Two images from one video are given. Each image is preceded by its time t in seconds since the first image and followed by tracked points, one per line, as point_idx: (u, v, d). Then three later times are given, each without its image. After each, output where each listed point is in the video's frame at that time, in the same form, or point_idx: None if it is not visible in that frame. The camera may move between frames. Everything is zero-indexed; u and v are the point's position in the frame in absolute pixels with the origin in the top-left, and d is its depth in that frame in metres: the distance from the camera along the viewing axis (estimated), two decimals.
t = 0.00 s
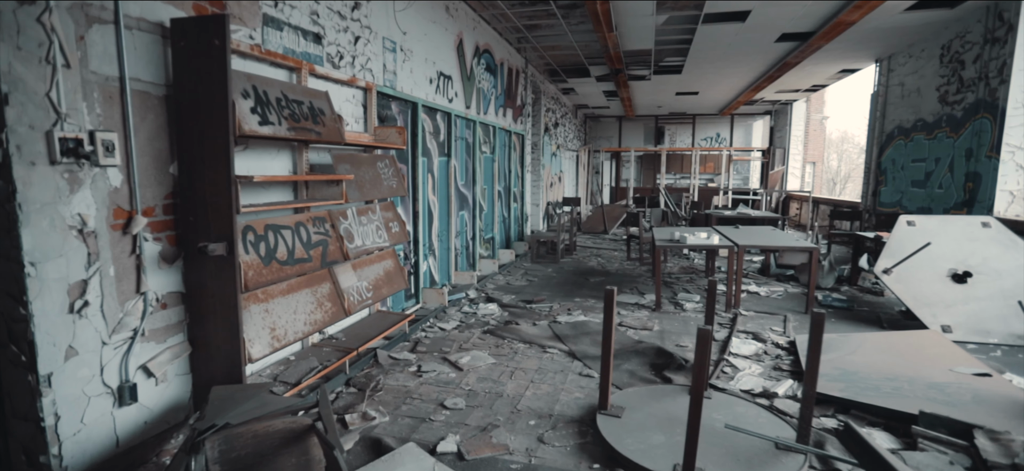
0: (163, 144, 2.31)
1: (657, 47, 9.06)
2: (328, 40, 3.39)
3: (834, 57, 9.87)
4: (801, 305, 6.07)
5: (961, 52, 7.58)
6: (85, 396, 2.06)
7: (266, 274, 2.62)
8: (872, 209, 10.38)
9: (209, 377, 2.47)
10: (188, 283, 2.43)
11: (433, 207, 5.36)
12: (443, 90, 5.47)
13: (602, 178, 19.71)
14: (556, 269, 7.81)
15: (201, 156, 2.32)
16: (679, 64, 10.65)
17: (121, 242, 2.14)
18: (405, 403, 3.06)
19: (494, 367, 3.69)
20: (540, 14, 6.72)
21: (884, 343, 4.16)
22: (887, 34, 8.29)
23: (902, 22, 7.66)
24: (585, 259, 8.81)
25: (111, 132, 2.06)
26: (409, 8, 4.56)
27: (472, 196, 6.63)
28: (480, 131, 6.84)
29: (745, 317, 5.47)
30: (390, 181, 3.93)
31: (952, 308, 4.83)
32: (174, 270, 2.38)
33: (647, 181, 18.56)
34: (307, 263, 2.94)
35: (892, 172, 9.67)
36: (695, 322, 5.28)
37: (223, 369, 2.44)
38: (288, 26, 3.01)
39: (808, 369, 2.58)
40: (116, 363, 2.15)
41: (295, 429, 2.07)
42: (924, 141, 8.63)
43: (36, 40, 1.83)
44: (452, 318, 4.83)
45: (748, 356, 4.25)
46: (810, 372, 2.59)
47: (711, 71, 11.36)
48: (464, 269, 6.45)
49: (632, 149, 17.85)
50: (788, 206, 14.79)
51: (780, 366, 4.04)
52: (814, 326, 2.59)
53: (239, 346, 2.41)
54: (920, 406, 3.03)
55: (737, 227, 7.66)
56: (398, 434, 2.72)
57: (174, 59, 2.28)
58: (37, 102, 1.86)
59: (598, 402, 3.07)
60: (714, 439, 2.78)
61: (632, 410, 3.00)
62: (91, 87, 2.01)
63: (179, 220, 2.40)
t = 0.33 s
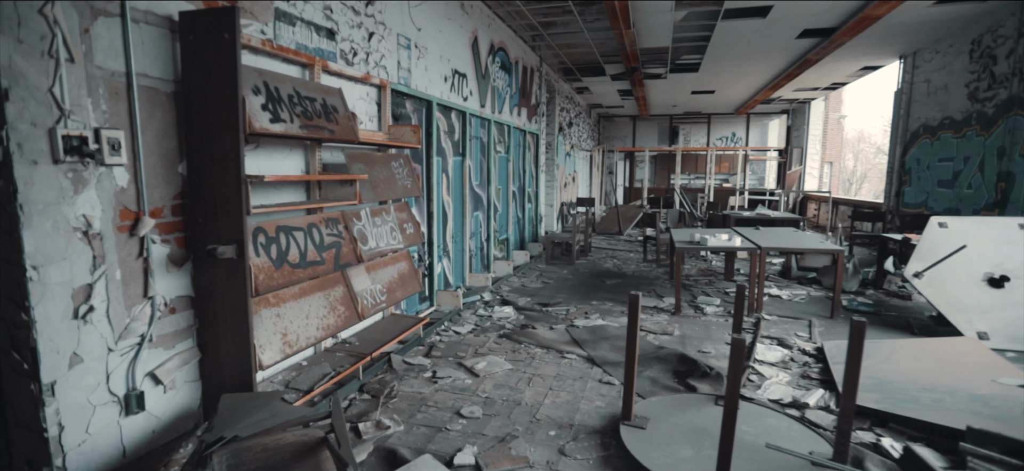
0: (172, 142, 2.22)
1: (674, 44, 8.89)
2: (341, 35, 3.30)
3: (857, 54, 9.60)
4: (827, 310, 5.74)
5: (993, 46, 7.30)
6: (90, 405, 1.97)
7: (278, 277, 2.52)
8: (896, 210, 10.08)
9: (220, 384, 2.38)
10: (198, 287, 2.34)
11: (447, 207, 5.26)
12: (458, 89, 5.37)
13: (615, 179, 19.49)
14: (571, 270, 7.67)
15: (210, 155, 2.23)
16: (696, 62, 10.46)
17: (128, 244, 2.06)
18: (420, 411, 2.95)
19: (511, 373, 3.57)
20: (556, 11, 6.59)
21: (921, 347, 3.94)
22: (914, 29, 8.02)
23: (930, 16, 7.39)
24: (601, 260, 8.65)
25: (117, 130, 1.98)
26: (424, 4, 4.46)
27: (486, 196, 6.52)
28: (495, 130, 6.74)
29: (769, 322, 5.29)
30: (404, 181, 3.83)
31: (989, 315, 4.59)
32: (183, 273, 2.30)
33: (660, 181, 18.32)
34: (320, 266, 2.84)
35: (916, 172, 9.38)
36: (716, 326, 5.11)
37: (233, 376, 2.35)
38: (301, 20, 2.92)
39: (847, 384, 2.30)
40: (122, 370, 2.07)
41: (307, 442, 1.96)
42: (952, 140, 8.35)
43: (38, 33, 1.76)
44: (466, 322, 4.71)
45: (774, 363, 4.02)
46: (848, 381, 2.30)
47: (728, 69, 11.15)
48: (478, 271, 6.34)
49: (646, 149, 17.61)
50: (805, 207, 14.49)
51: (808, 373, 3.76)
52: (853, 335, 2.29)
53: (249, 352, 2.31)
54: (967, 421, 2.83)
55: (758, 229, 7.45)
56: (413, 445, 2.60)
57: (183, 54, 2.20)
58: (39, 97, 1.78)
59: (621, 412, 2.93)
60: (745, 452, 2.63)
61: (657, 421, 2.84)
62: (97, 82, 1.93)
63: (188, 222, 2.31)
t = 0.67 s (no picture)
0: (187, 141, 2.14)
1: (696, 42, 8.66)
2: (360, 31, 3.20)
3: (888, 51, 9.27)
4: (861, 318, 5.49)
5: None
6: (102, 413, 1.90)
7: (295, 282, 2.43)
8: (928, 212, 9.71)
9: (235, 391, 2.30)
10: (213, 290, 2.26)
11: (466, 207, 5.16)
12: (477, 87, 5.26)
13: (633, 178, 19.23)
14: (591, 272, 7.52)
15: (226, 154, 2.15)
16: (718, 60, 10.20)
17: (141, 246, 1.99)
18: (441, 421, 2.84)
19: (534, 380, 3.44)
20: (575, 7, 6.45)
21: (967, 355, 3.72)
22: (949, 25, 7.69)
23: (969, 10, 7.06)
24: (620, 262, 8.47)
25: (130, 128, 1.90)
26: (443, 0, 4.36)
27: (505, 196, 6.41)
28: (514, 129, 6.62)
29: (799, 328, 5.08)
30: (423, 181, 3.73)
31: None
32: (197, 276, 2.22)
33: (679, 180, 18.03)
34: (338, 269, 2.75)
35: (950, 173, 9.02)
36: (744, 333, 4.93)
37: (249, 383, 2.27)
38: (318, 16, 2.82)
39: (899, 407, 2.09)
40: (135, 377, 1.99)
41: (326, 458, 1.85)
42: (989, 140, 7.99)
43: (48, 27, 1.68)
44: (486, 325, 4.60)
45: (808, 372, 3.84)
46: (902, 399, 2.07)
47: (752, 67, 10.86)
48: (497, 273, 6.23)
49: (665, 148, 17.33)
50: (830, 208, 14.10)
51: (846, 386, 3.56)
52: (906, 352, 2.04)
53: (265, 359, 2.23)
54: None
55: (785, 231, 7.20)
56: (434, 457, 2.50)
57: (198, 50, 2.12)
58: (50, 94, 1.71)
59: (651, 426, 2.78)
60: None
61: (690, 436, 2.70)
62: (109, 79, 1.86)
63: (203, 223, 2.24)
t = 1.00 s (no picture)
0: (210, 140, 2.08)
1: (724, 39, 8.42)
2: (384, 27, 3.12)
3: (926, 47, 8.89)
4: (903, 327, 5.22)
5: None
6: (121, 421, 1.84)
7: (318, 286, 2.35)
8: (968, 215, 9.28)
9: (256, 398, 2.22)
10: (234, 294, 2.19)
11: (489, 208, 5.05)
12: (501, 85, 5.16)
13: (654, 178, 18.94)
14: (615, 275, 7.35)
15: (248, 154, 2.07)
16: (746, 57, 9.92)
17: (161, 249, 1.92)
18: (467, 430, 2.74)
19: (562, 388, 3.32)
20: (600, 4, 6.29)
21: None
22: (994, 18, 7.32)
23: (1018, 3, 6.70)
24: (645, 264, 8.28)
25: (151, 127, 1.84)
26: None
27: (528, 197, 6.29)
28: (537, 128, 6.49)
29: (837, 337, 4.84)
30: (448, 181, 3.63)
31: None
32: (218, 280, 2.15)
33: (702, 181, 17.68)
34: (362, 272, 2.66)
35: (992, 174, 8.61)
36: (779, 340, 4.72)
37: (270, 391, 2.19)
38: (342, 11, 2.74)
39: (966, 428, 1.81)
40: (155, 384, 1.93)
41: None
42: None
43: (68, 22, 1.62)
44: (510, 329, 4.49)
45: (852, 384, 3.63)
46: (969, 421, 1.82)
47: (780, 65, 10.54)
48: (520, 275, 6.12)
49: (688, 147, 17.00)
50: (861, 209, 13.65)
51: (894, 399, 3.35)
52: (975, 373, 1.80)
53: (287, 366, 2.15)
54: None
55: (819, 234, 6.92)
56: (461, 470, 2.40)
57: (221, 45, 2.05)
58: (69, 92, 1.64)
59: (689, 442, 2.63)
60: None
61: (731, 452, 2.54)
62: (130, 76, 1.79)
63: (225, 225, 2.16)
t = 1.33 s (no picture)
0: (237, 139, 2.01)
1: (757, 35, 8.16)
2: (413, 24, 3.04)
3: (973, 40, 8.47)
4: (955, 335, 4.91)
5: None
6: (147, 429, 1.78)
7: (347, 290, 2.27)
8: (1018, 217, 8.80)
9: (282, 405, 2.15)
10: (261, 298, 2.12)
11: (517, 209, 4.95)
12: (529, 83, 5.05)
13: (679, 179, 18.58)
14: (643, 278, 7.16)
15: (276, 153, 2.00)
16: (778, 54, 9.60)
17: (188, 251, 1.87)
18: (498, 441, 2.63)
19: (595, 396, 3.18)
20: (630, 0, 6.13)
21: None
22: None
23: None
24: (674, 267, 8.06)
25: (178, 125, 1.79)
26: None
27: (555, 197, 6.17)
28: (565, 128, 6.36)
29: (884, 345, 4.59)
30: (478, 182, 3.54)
31: None
32: (244, 283, 2.09)
33: (729, 181, 17.27)
34: (392, 276, 2.58)
35: None
36: (820, 348, 4.49)
37: (296, 399, 2.11)
38: (372, 7, 2.66)
39: None
40: (180, 391, 1.87)
41: None
42: None
43: (95, 16, 1.56)
44: (539, 333, 4.37)
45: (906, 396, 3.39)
46: None
47: (814, 61, 10.19)
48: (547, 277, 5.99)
49: (714, 147, 16.62)
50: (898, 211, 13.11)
51: (953, 414, 3.12)
52: None
53: (315, 373, 2.07)
54: None
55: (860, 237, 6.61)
56: None
57: (249, 41, 1.99)
58: (96, 89, 1.58)
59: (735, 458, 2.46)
60: None
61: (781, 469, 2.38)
62: (157, 72, 1.74)
63: (252, 226, 2.10)
